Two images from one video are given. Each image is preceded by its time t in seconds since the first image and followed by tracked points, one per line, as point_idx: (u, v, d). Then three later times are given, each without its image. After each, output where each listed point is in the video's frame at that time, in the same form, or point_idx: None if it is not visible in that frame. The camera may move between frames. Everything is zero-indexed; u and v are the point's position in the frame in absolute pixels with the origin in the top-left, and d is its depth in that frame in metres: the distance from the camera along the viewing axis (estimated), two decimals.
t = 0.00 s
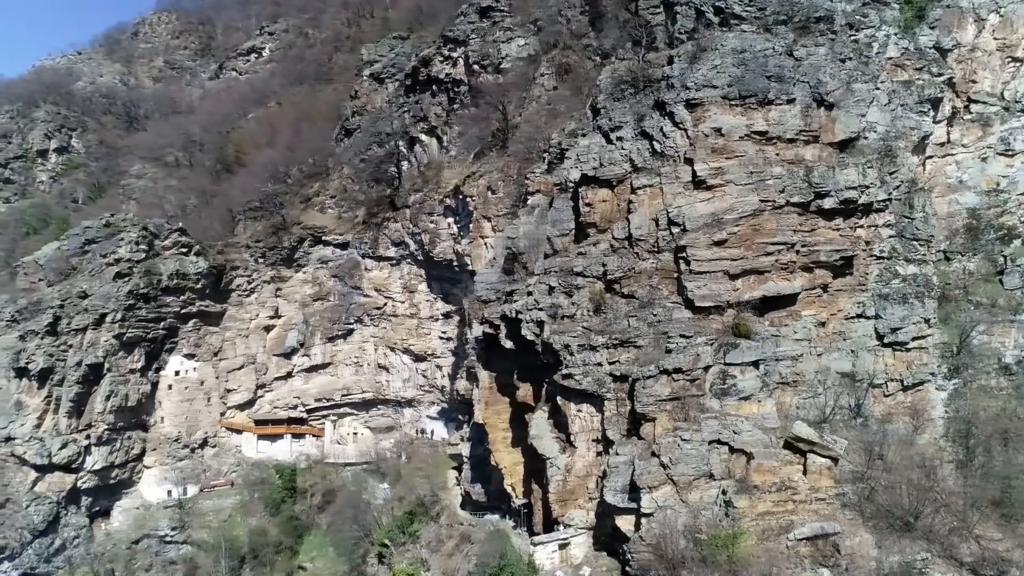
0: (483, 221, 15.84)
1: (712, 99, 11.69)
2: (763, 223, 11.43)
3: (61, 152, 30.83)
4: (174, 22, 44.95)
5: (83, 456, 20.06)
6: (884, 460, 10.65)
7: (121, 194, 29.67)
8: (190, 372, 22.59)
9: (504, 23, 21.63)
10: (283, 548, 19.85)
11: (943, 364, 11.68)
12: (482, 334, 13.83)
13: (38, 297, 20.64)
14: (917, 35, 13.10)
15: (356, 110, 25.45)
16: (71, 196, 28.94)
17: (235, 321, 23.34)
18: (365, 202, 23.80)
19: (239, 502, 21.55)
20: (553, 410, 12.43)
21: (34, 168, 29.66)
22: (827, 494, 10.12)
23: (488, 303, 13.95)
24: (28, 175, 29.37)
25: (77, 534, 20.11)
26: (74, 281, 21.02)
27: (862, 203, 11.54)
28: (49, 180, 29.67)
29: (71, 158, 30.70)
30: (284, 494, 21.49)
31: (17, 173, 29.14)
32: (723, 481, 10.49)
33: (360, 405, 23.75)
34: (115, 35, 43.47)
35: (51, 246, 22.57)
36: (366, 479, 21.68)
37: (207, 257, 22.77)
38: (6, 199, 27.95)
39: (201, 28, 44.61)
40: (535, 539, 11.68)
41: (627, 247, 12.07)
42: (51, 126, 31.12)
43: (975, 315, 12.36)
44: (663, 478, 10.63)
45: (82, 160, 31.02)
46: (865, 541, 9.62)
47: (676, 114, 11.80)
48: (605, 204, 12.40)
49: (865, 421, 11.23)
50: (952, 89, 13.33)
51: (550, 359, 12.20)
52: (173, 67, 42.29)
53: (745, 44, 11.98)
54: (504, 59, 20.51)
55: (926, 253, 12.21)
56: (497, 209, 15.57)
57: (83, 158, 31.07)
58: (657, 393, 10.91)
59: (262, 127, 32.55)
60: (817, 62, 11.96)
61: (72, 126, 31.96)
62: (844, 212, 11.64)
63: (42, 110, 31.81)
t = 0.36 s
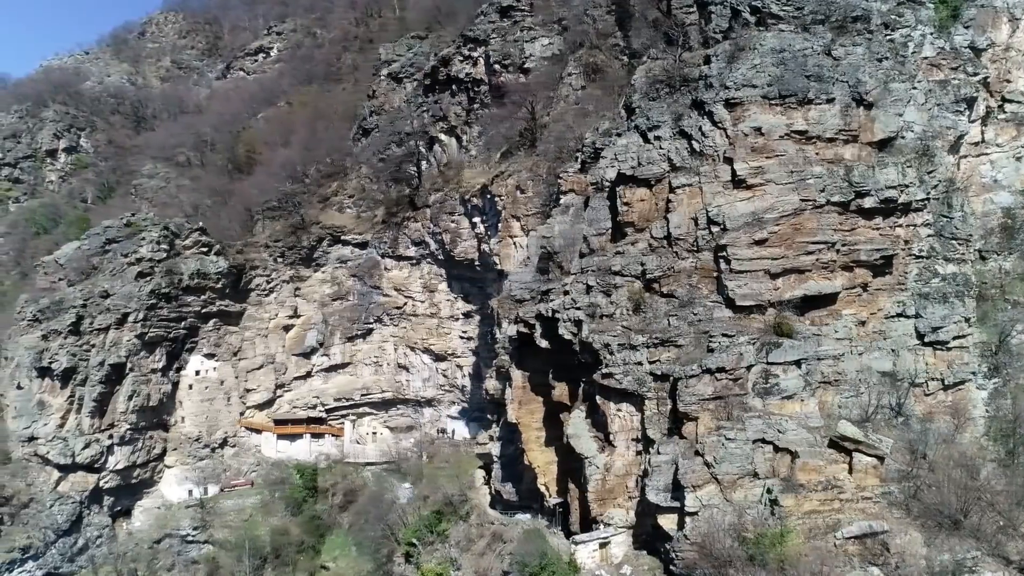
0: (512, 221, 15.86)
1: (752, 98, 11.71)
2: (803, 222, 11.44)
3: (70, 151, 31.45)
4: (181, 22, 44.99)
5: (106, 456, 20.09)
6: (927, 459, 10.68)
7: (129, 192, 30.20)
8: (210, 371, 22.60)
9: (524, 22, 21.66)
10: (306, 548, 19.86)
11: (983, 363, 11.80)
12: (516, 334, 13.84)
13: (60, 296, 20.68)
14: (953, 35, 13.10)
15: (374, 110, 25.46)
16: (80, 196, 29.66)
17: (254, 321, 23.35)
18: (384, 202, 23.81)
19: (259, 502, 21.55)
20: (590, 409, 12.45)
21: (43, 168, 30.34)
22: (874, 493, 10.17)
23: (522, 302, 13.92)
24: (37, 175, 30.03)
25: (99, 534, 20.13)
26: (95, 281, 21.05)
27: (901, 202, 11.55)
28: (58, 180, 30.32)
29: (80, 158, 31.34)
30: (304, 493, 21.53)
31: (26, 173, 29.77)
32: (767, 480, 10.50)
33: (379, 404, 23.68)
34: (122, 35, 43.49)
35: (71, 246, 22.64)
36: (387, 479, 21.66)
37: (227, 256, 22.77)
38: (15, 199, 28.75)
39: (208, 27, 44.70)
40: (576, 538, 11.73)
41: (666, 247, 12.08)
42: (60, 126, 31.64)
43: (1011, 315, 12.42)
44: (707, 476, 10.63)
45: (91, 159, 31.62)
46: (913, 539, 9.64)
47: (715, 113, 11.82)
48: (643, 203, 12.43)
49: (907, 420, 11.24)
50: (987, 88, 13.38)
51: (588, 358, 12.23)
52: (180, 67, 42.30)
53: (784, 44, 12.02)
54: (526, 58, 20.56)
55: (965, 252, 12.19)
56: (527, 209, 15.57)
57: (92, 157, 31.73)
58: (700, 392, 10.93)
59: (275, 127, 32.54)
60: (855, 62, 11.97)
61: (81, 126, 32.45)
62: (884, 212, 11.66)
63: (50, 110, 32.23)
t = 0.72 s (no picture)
0: (541, 220, 15.85)
1: (793, 97, 11.70)
2: (845, 222, 11.45)
3: (79, 152, 31.31)
4: (187, 21, 44.95)
5: (128, 455, 20.06)
6: (970, 458, 10.68)
7: (145, 194, 29.60)
8: (230, 371, 22.59)
9: (545, 22, 21.67)
10: (329, 548, 19.83)
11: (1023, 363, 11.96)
12: (550, 333, 13.82)
13: (82, 296, 20.67)
14: (988, 34, 13.15)
15: (393, 109, 25.47)
16: (89, 195, 30.02)
17: (273, 320, 23.33)
18: (403, 201, 23.84)
19: (281, 501, 21.54)
20: (629, 408, 12.46)
21: (52, 168, 30.19)
22: (921, 492, 10.19)
23: (557, 301, 13.90)
24: (47, 175, 29.90)
25: (122, 534, 20.10)
26: (117, 281, 21.04)
27: (942, 201, 11.58)
28: (67, 180, 30.31)
29: (89, 158, 31.28)
30: (326, 493, 21.47)
31: (36, 173, 29.68)
32: (812, 479, 10.53)
33: (399, 404, 23.67)
34: (129, 35, 43.37)
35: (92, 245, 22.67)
36: (408, 479, 21.65)
37: (248, 257, 22.79)
38: (25, 199, 28.88)
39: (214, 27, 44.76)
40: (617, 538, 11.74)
41: (705, 246, 12.08)
42: (70, 126, 31.38)
43: None
44: (752, 476, 10.64)
45: (100, 159, 31.67)
46: (964, 539, 9.75)
47: (756, 112, 11.80)
48: (682, 202, 12.42)
49: (949, 420, 11.26)
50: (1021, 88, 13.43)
51: (628, 357, 12.24)
52: (188, 67, 42.23)
53: (823, 43, 12.01)
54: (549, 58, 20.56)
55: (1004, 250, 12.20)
56: (556, 208, 15.57)
57: (102, 158, 31.70)
58: (743, 391, 10.94)
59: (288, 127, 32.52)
60: (893, 61, 11.96)
61: (90, 125, 32.29)
62: (924, 211, 11.69)
63: (60, 110, 31.96)
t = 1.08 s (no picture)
0: (571, 220, 15.85)
1: (833, 97, 11.70)
2: (886, 221, 11.43)
3: (89, 152, 31.39)
4: (194, 20, 44.88)
5: (151, 455, 20.09)
6: (1014, 457, 10.71)
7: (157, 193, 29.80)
8: (251, 370, 22.58)
9: (567, 22, 21.68)
10: (351, 547, 19.83)
11: None
12: (584, 332, 13.79)
13: (105, 296, 20.65)
14: None
15: (411, 109, 25.47)
16: (100, 195, 30.08)
17: (293, 320, 23.33)
18: (422, 201, 23.86)
19: (302, 501, 21.55)
20: (667, 407, 12.45)
21: (62, 168, 30.41)
22: (968, 491, 10.27)
23: (591, 300, 13.88)
24: (57, 175, 30.18)
25: (146, 534, 20.13)
26: (139, 280, 20.99)
27: (982, 200, 11.59)
28: (77, 180, 30.51)
29: (99, 158, 31.31)
30: (347, 494, 21.38)
31: (47, 173, 29.98)
32: (857, 478, 10.55)
33: (419, 403, 23.66)
34: (136, 35, 43.29)
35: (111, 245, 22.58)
36: (430, 479, 21.64)
37: (268, 256, 22.81)
38: (35, 199, 29.31)
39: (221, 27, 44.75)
40: (658, 537, 11.70)
41: (744, 245, 12.09)
42: (80, 125, 31.34)
43: None
44: (796, 475, 10.64)
45: (110, 159, 31.58)
46: (1015, 538, 9.82)
47: (796, 112, 11.80)
48: (721, 202, 12.41)
49: (990, 419, 11.26)
50: None
51: (668, 357, 12.24)
52: (196, 67, 42.16)
53: (863, 42, 12.01)
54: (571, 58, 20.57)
55: None
56: (586, 208, 15.59)
57: (112, 158, 31.65)
58: (787, 391, 10.96)
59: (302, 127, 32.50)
60: (934, 60, 11.91)
61: (100, 125, 32.11)
62: (965, 211, 11.69)
63: (70, 109, 31.82)
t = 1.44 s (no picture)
0: (600, 220, 15.86)
1: (873, 96, 11.72)
2: (927, 220, 11.45)
3: (98, 151, 31.11)
4: (201, 20, 44.78)
5: (175, 455, 20.07)
6: None
7: (169, 193, 29.44)
8: (271, 370, 22.56)
9: (588, 21, 21.71)
10: (374, 547, 19.75)
11: None
12: (618, 331, 13.80)
13: (128, 295, 20.69)
14: None
15: (430, 109, 25.46)
16: (109, 195, 30.08)
17: (312, 320, 23.29)
18: (442, 201, 23.84)
19: (323, 501, 21.52)
20: (705, 406, 12.47)
21: (72, 167, 30.25)
22: (1014, 490, 10.28)
23: (626, 300, 13.90)
24: (66, 174, 30.07)
25: (169, 533, 20.11)
26: (161, 280, 21.03)
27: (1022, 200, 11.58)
28: (86, 180, 30.35)
29: (108, 158, 31.04)
30: (368, 494, 21.36)
31: (55, 173, 29.88)
32: (902, 477, 10.60)
33: (438, 403, 23.67)
34: (143, 35, 43.17)
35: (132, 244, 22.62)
36: (451, 478, 21.62)
37: (288, 256, 22.79)
38: (45, 199, 29.34)
39: (228, 27, 44.67)
40: (699, 536, 11.72)
41: (783, 245, 12.10)
42: (89, 125, 31.17)
43: None
44: (840, 474, 10.66)
45: (118, 159, 31.40)
46: None
47: (835, 111, 11.83)
48: (759, 201, 12.40)
49: None
50: None
51: (706, 356, 12.24)
52: (203, 67, 42.08)
53: (902, 42, 12.02)
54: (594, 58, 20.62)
55: None
56: (616, 208, 15.61)
57: (121, 158, 31.36)
58: (830, 390, 10.98)
59: (315, 127, 32.49)
60: (973, 60, 11.87)
61: (109, 125, 31.96)
62: (1004, 210, 11.67)
63: (79, 109, 31.67)
